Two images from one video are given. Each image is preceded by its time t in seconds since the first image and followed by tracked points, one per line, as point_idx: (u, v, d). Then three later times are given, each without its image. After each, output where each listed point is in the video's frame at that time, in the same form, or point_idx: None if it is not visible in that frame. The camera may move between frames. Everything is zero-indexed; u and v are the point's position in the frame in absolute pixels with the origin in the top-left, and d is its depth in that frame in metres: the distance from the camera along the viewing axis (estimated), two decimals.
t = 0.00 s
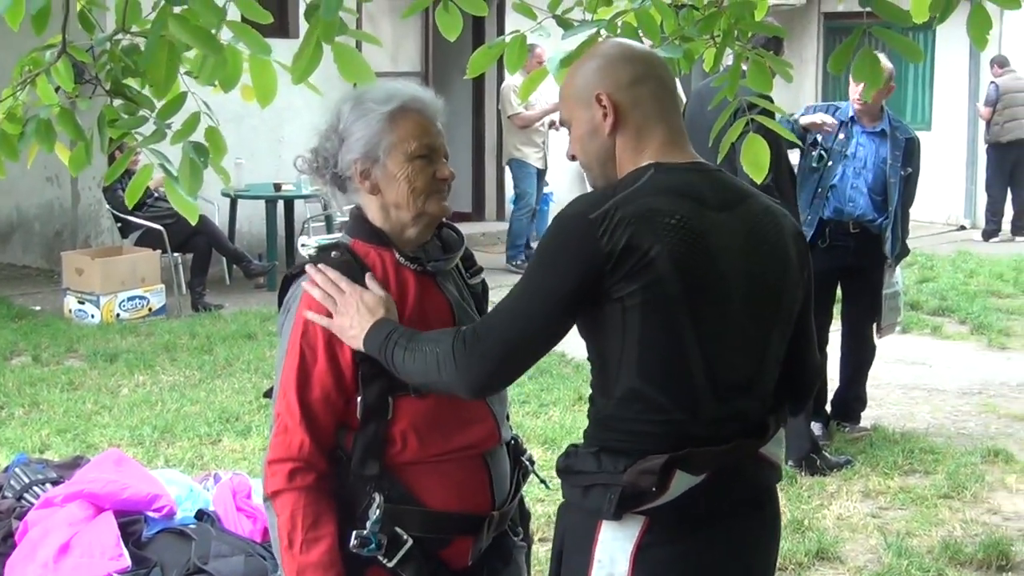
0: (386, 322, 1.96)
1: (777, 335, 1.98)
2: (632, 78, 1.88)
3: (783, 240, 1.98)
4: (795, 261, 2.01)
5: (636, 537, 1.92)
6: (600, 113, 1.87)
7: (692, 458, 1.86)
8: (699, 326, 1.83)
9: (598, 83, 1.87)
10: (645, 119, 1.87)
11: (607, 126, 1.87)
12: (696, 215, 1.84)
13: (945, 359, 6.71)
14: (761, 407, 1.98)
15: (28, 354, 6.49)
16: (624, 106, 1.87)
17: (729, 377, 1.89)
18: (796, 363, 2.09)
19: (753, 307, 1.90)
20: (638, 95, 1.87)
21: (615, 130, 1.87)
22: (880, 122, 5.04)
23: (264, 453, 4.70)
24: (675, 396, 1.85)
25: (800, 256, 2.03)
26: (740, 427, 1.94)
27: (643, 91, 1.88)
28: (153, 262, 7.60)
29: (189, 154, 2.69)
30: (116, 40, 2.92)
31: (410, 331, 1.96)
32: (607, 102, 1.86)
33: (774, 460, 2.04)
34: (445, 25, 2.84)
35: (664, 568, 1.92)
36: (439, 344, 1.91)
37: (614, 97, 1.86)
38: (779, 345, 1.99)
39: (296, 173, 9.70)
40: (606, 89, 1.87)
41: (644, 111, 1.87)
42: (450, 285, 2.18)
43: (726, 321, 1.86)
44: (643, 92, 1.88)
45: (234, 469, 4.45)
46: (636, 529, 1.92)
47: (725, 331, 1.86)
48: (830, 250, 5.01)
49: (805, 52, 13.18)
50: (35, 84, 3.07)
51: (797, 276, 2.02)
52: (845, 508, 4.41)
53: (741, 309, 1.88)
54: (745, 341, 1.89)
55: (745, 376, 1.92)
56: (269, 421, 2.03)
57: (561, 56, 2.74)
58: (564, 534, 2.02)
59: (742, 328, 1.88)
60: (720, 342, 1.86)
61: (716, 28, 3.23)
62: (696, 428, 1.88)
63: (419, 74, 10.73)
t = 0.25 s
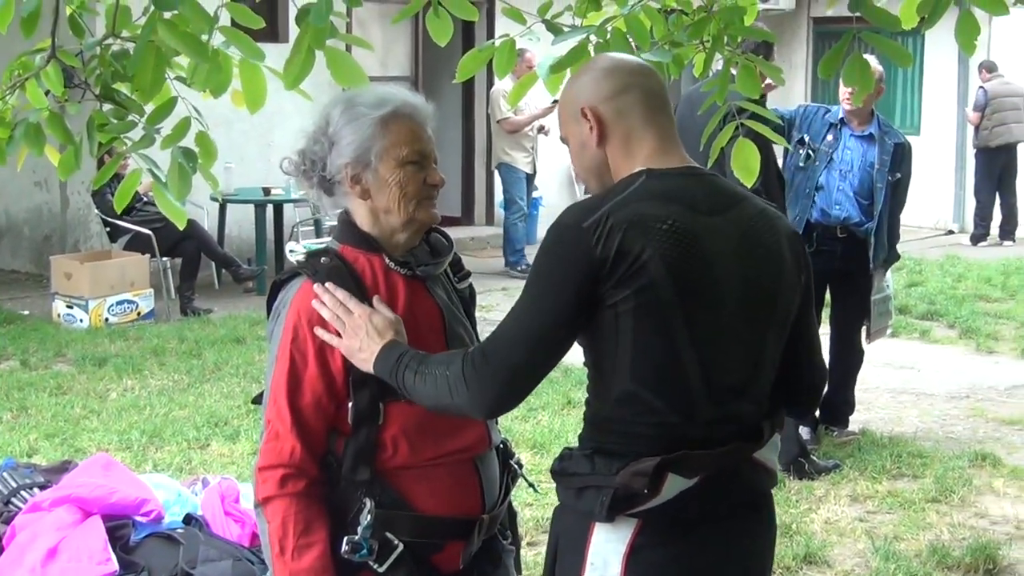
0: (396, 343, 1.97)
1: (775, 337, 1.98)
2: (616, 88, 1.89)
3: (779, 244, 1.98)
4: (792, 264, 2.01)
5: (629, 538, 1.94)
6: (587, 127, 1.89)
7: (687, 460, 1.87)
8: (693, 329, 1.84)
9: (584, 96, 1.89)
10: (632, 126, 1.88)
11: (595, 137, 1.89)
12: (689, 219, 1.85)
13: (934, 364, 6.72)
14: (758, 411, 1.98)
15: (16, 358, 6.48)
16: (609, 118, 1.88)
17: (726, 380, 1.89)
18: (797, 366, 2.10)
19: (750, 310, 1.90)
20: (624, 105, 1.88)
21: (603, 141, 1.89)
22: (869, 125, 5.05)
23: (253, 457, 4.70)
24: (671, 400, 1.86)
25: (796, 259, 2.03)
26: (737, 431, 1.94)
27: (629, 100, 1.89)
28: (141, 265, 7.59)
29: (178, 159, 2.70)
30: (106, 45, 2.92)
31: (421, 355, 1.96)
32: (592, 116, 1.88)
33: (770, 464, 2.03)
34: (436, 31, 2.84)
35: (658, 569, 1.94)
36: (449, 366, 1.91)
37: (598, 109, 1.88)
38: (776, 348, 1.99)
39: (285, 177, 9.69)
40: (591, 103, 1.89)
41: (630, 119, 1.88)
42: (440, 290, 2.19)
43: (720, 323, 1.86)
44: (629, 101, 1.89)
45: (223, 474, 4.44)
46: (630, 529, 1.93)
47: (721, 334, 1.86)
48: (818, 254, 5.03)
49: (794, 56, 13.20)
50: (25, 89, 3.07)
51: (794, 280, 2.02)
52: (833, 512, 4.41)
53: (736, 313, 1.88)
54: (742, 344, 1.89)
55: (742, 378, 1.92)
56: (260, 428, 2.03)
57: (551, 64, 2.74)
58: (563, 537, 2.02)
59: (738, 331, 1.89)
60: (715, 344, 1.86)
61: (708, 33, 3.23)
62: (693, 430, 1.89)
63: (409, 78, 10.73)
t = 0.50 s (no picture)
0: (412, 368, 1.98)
1: (776, 340, 2.01)
2: (602, 105, 1.97)
3: (780, 247, 2.02)
4: (795, 268, 2.05)
5: (631, 542, 1.98)
6: (577, 146, 1.98)
7: (683, 462, 1.92)
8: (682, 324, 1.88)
9: (574, 116, 1.98)
10: (618, 141, 1.96)
11: (586, 154, 1.98)
12: (676, 219, 1.90)
13: (921, 368, 6.73)
14: (758, 412, 2.02)
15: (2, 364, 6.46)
16: (596, 135, 1.96)
17: (721, 378, 1.93)
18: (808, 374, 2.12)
19: (745, 309, 1.94)
20: (610, 120, 1.96)
21: (593, 158, 1.98)
22: (857, 130, 5.03)
23: (240, 463, 4.69)
24: (661, 395, 1.91)
25: (800, 264, 2.07)
26: (735, 429, 1.99)
27: (614, 113, 1.96)
28: (128, 271, 7.57)
29: (166, 164, 2.70)
30: (92, 50, 2.92)
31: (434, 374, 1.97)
32: (581, 135, 1.97)
33: (777, 470, 2.07)
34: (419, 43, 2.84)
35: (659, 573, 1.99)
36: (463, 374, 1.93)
37: (587, 128, 1.97)
38: (777, 350, 2.03)
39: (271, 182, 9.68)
40: (580, 122, 1.97)
41: (617, 131, 1.96)
42: (425, 296, 2.19)
43: (712, 319, 1.90)
44: (615, 116, 1.96)
45: (209, 479, 4.44)
46: (632, 534, 1.98)
47: (713, 330, 1.90)
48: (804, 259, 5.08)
49: (781, 61, 13.22)
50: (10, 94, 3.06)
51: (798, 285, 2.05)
52: (819, 517, 4.42)
53: (730, 311, 1.92)
54: (737, 342, 1.93)
55: (740, 378, 1.96)
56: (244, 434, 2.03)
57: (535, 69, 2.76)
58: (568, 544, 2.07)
59: (732, 329, 1.92)
60: (706, 340, 1.90)
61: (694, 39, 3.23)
62: (689, 429, 1.94)
63: (395, 83, 10.73)
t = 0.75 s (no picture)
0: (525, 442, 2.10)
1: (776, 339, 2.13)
2: (604, 119, 2.12)
3: (781, 253, 2.15)
4: (795, 276, 2.17)
5: (636, 541, 2.08)
6: (580, 159, 2.13)
7: (686, 456, 2.01)
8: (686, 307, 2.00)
9: (577, 131, 2.13)
10: (617, 151, 2.11)
11: (588, 167, 2.12)
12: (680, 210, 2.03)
13: (911, 371, 6.74)
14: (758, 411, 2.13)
15: None
16: (596, 146, 2.11)
17: (723, 369, 2.04)
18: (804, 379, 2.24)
19: (746, 301, 2.06)
20: (609, 131, 2.11)
21: (593, 169, 2.13)
22: (847, 133, 5.02)
23: (231, 467, 4.69)
24: (665, 382, 2.02)
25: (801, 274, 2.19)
26: (738, 419, 2.08)
27: (614, 125, 2.11)
28: (119, 275, 7.57)
29: (158, 167, 2.69)
30: (82, 53, 2.91)
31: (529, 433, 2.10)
32: (582, 148, 2.12)
33: (778, 469, 2.16)
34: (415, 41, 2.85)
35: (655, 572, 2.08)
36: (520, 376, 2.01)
37: (588, 142, 2.12)
38: (777, 352, 2.15)
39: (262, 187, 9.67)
40: (583, 137, 2.13)
41: (618, 142, 2.11)
42: (417, 301, 2.19)
43: (715, 307, 2.02)
44: (614, 128, 2.11)
45: (199, 483, 4.44)
46: (636, 534, 2.08)
47: (715, 317, 2.02)
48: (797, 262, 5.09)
49: (772, 65, 13.24)
50: None
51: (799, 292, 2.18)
52: (811, 520, 4.42)
53: (732, 300, 2.04)
54: (738, 332, 2.05)
55: (741, 370, 2.06)
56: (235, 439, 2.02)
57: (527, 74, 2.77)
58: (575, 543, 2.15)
59: (734, 319, 2.04)
60: (709, 327, 2.01)
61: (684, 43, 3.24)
62: (691, 422, 2.04)
63: (386, 87, 10.73)
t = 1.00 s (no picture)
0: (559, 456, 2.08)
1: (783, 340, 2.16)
2: (614, 124, 2.15)
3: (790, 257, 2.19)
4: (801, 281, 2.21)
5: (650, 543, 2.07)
6: (589, 163, 2.16)
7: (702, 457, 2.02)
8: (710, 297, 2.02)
9: (587, 136, 2.17)
10: (628, 156, 2.13)
11: (597, 170, 2.15)
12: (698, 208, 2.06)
13: (903, 374, 6.75)
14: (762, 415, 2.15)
15: None
16: (607, 150, 2.14)
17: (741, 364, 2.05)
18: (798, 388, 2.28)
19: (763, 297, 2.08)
20: (620, 137, 2.14)
21: (602, 172, 2.15)
22: (841, 136, 5.03)
23: (222, 471, 4.69)
24: (680, 377, 2.02)
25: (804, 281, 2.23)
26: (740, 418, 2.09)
27: (625, 131, 2.14)
28: (112, 279, 7.56)
29: (148, 171, 2.69)
30: (74, 57, 2.91)
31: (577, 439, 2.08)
32: (593, 151, 2.15)
33: (782, 472, 2.17)
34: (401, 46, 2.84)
35: None
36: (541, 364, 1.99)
37: (598, 146, 2.15)
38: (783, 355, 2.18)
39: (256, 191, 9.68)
40: (594, 141, 2.15)
41: (629, 147, 2.13)
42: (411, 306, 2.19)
43: (736, 300, 2.04)
44: (624, 134, 2.14)
45: (191, 488, 4.44)
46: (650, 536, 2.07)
47: (736, 311, 2.04)
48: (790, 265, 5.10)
49: (765, 68, 13.25)
50: None
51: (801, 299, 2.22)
52: (804, 523, 4.42)
53: (751, 295, 2.06)
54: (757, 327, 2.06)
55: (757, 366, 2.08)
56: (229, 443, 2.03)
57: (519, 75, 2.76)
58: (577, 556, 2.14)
59: (753, 314, 2.06)
60: (731, 319, 2.03)
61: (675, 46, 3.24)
62: (703, 419, 2.05)
63: (380, 91, 10.73)
